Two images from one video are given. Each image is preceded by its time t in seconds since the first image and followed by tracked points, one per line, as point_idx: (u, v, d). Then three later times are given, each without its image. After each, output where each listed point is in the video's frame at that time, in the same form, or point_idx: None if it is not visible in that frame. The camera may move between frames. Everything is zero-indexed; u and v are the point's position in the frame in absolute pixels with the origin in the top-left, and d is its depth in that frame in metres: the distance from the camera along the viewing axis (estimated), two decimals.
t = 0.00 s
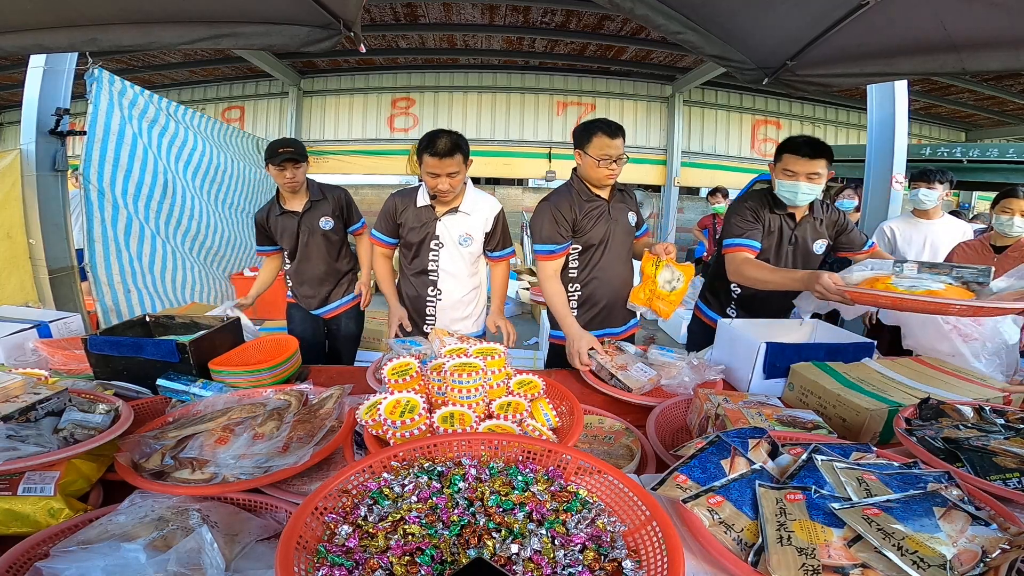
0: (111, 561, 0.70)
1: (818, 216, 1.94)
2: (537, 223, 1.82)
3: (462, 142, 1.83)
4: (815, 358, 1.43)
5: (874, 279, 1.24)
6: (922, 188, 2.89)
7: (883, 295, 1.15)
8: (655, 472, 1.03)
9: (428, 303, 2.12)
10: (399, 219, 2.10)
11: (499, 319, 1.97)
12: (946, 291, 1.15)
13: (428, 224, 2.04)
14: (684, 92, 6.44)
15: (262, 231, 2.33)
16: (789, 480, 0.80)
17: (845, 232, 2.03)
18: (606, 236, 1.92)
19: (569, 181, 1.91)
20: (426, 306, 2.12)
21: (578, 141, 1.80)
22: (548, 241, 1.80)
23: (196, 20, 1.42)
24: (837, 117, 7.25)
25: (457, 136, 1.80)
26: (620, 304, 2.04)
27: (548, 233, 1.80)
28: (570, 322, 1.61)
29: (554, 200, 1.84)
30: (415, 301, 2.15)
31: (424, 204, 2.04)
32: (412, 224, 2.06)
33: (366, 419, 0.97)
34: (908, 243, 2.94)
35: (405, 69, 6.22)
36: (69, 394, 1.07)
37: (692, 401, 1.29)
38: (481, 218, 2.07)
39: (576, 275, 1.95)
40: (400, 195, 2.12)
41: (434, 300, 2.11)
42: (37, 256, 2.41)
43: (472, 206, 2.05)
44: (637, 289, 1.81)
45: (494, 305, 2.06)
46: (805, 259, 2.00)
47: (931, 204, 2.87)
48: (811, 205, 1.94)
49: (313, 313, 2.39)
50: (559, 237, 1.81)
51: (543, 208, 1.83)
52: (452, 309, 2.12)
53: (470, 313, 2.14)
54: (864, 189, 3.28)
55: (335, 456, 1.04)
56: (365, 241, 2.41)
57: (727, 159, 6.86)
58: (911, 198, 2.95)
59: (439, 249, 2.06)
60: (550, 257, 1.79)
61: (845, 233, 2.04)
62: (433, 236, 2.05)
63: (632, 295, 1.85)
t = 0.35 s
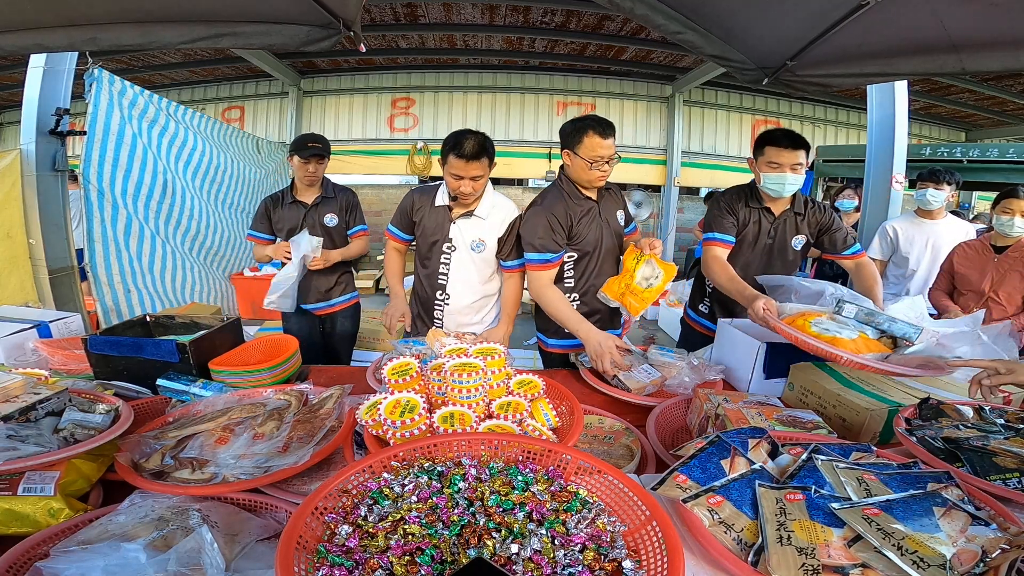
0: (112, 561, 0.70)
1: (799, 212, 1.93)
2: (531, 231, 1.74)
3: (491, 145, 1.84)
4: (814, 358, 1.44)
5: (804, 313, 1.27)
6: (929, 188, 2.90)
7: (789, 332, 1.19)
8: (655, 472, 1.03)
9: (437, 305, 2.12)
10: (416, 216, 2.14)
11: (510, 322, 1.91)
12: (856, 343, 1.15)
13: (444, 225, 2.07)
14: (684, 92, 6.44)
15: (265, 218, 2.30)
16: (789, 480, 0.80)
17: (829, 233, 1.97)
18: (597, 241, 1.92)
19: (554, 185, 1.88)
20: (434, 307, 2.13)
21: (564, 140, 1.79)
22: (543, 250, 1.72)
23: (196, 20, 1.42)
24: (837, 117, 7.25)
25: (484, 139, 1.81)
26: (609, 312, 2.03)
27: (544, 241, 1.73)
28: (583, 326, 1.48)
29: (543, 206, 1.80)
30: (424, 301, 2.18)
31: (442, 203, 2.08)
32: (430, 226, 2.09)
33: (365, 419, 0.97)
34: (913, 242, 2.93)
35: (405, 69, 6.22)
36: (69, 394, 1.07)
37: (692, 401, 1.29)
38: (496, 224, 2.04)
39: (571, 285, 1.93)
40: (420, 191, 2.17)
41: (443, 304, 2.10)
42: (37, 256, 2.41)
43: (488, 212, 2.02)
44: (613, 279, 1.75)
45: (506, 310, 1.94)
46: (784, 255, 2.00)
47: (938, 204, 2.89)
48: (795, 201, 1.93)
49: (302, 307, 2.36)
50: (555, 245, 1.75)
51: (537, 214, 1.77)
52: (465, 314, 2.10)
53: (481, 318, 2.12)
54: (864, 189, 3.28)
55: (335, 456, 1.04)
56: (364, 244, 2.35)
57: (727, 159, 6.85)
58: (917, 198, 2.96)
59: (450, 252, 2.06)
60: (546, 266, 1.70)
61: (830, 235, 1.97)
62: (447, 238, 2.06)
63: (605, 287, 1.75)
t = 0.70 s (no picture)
0: (111, 561, 0.70)
1: (823, 220, 1.92)
2: (525, 235, 1.74)
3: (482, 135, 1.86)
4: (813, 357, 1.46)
5: (817, 345, 1.25)
6: (930, 188, 2.90)
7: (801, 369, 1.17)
8: (655, 473, 1.03)
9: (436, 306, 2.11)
10: (411, 219, 2.08)
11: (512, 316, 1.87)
12: (871, 376, 1.11)
13: (439, 224, 2.05)
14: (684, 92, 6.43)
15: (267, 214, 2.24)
16: (789, 480, 0.80)
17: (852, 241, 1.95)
18: (592, 242, 1.90)
19: (546, 186, 1.88)
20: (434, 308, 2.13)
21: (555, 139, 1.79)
22: (538, 256, 1.73)
23: (196, 20, 1.42)
24: (837, 117, 7.24)
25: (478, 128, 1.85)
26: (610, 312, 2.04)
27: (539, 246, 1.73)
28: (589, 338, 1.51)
29: (534, 208, 1.79)
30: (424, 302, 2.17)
31: (437, 204, 2.06)
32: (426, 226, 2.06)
33: (366, 419, 0.97)
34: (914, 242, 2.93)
35: (405, 69, 6.22)
36: (69, 395, 1.07)
37: (692, 401, 1.29)
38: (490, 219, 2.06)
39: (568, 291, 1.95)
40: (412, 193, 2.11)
41: (443, 305, 2.10)
42: (37, 256, 2.41)
43: (483, 208, 2.04)
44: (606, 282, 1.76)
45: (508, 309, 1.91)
46: (803, 261, 2.01)
47: (938, 204, 2.89)
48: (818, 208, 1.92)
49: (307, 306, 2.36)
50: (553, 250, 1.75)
51: (529, 217, 1.76)
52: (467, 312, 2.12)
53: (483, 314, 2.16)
54: (864, 189, 3.27)
55: (335, 456, 1.04)
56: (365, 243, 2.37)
57: (727, 159, 6.85)
58: (918, 198, 2.97)
59: (448, 251, 2.05)
60: (546, 273, 1.72)
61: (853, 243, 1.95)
62: (443, 238, 2.05)
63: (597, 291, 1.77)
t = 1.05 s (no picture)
0: (111, 561, 0.70)
1: (832, 224, 1.92)
2: (523, 237, 1.74)
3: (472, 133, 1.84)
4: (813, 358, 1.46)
5: (812, 341, 1.27)
6: (926, 188, 2.92)
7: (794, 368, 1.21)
8: (655, 472, 1.03)
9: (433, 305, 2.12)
10: (404, 220, 2.08)
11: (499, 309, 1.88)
12: (859, 376, 1.12)
13: (436, 222, 2.04)
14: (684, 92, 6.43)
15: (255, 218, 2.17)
16: (789, 480, 0.80)
17: (859, 245, 1.98)
18: (592, 242, 1.90)
19: (545, 187, 1.88)
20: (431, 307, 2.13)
21: (556, 139, 1.79)
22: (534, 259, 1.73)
23: (197, 20, 1.42)
24: (837, 116, 7.24)
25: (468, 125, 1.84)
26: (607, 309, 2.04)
27: (536, 249, 1.72)
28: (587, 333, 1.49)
29: (534, 211, 1.79)
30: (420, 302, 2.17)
31: (431, 204, 2.04)
32: (420, 226, 2.05)
33: (366, 419, 0.97)
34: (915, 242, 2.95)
35: (405, 69, 6.22)
36: (69, 394, 1.07)
37: (692, 401, 1.29)
38: (486, 214, 2.07)
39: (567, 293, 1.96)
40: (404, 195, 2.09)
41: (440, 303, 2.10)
42: (37, 256, 2.41)
43: (478, 205, 2.05)
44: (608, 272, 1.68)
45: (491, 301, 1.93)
46: (810, 264, 2.01)
47: (935, 205, 2.89)
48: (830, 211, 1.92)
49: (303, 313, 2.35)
50: (549, 254, 1.75)
51: (528, 219, 1.77)
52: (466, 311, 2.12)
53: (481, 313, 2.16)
54: (864, 190, 3.27)
55: (335, 456, 1.04)
56: (358, 242, 2.33)
57: (727, 159, 6.85)
58: (916, 198, 2.98)
59: (444, 250, 2.05)
60: (541, 276, 1.71)
61: (859, 247, 1.98)
62: (440, 238, 2.05)
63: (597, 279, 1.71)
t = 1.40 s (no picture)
0: (111, 561, 0.70)
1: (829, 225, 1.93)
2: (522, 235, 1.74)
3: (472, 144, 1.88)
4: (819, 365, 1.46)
5: (826, 362, 1.26)
6: (926, 188, 2.91)
7: (812, 390, 1.18)
8: (655, 472, 1.03)
9: (425, 302, 2.13)
10: (405, 215, 2.15)
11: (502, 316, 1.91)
12: (881, 395, 1.12)
13: (431, 223, 2.06)
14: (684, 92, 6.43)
15: (238, 226, 2.11)
16: (789, 480, 0.80)
17: (855, 245, 2.00)
18: (591, 243, 1.90)
19: (546, 187, 1.88)
20: (423, 304, 2.14)
21: (558, 137, 1.80)
22: (531, 257, 1.72)
23: (198, 20, 1.42)
24: (837, 116, 7.25)
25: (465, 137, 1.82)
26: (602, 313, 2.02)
27: (535, 248, 1.72)
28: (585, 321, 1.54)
29: (535, 209, 1.80)
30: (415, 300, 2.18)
31: (430, 203, 2.08)
32: (418, 224, 2.09)
33: (366, 419, 0.97)
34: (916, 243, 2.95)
35: (405, 69, 6.22)
36: (69, 394, 1.07)
37: (692, 401, 1.29)
38: (482, 223, 2.02)
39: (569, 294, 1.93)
40: (412, 192, 2.19)
41: (431, 301, 2.11)
42: (37, 256, 2.41)
43: (475, 212, 2.00)
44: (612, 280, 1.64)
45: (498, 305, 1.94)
46: (811, 265, 2.02)
47: (936, 205, 2.89)
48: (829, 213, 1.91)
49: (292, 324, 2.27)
50: (546, 253, 1.74)
51: (528, 217, 1.77)
52: (455, 313, 2.11)
53: (470, 318, 2.13)
54: (865, 190, 3.27)
55: (335, 456, 1.04)
56: (345, 243, 2.33)
57: (727, 159, 6.85)
58: (916, 198, 2.97)
59: (436, 249, 2.05)
60: (535, 274, 1.72)
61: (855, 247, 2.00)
62: (432, 237, 2.06)
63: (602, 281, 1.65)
